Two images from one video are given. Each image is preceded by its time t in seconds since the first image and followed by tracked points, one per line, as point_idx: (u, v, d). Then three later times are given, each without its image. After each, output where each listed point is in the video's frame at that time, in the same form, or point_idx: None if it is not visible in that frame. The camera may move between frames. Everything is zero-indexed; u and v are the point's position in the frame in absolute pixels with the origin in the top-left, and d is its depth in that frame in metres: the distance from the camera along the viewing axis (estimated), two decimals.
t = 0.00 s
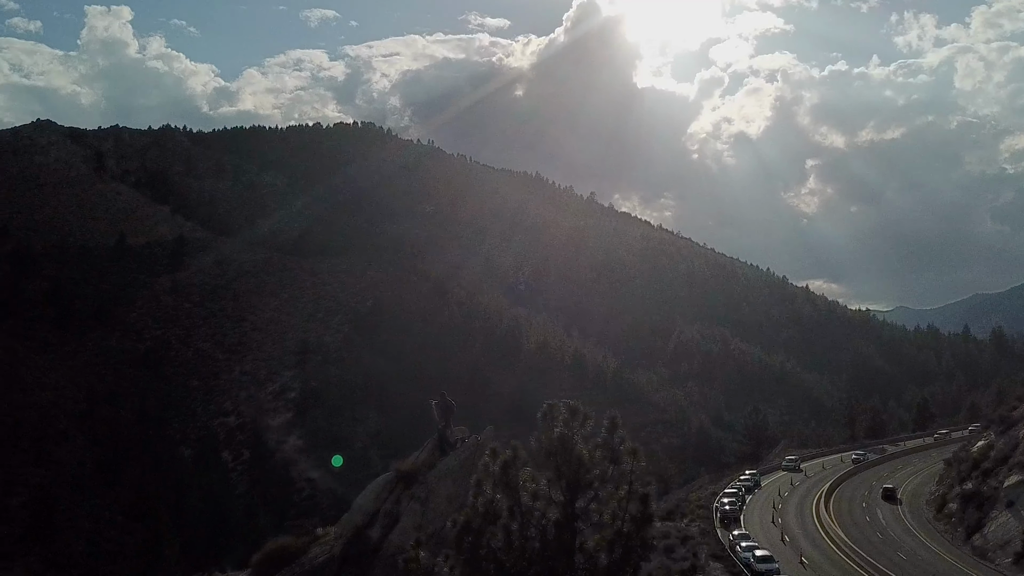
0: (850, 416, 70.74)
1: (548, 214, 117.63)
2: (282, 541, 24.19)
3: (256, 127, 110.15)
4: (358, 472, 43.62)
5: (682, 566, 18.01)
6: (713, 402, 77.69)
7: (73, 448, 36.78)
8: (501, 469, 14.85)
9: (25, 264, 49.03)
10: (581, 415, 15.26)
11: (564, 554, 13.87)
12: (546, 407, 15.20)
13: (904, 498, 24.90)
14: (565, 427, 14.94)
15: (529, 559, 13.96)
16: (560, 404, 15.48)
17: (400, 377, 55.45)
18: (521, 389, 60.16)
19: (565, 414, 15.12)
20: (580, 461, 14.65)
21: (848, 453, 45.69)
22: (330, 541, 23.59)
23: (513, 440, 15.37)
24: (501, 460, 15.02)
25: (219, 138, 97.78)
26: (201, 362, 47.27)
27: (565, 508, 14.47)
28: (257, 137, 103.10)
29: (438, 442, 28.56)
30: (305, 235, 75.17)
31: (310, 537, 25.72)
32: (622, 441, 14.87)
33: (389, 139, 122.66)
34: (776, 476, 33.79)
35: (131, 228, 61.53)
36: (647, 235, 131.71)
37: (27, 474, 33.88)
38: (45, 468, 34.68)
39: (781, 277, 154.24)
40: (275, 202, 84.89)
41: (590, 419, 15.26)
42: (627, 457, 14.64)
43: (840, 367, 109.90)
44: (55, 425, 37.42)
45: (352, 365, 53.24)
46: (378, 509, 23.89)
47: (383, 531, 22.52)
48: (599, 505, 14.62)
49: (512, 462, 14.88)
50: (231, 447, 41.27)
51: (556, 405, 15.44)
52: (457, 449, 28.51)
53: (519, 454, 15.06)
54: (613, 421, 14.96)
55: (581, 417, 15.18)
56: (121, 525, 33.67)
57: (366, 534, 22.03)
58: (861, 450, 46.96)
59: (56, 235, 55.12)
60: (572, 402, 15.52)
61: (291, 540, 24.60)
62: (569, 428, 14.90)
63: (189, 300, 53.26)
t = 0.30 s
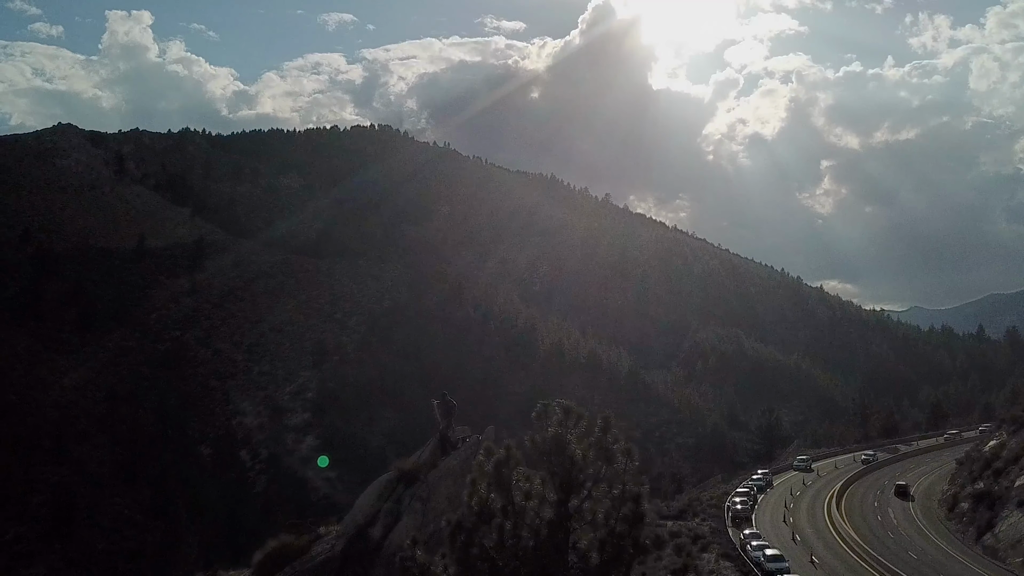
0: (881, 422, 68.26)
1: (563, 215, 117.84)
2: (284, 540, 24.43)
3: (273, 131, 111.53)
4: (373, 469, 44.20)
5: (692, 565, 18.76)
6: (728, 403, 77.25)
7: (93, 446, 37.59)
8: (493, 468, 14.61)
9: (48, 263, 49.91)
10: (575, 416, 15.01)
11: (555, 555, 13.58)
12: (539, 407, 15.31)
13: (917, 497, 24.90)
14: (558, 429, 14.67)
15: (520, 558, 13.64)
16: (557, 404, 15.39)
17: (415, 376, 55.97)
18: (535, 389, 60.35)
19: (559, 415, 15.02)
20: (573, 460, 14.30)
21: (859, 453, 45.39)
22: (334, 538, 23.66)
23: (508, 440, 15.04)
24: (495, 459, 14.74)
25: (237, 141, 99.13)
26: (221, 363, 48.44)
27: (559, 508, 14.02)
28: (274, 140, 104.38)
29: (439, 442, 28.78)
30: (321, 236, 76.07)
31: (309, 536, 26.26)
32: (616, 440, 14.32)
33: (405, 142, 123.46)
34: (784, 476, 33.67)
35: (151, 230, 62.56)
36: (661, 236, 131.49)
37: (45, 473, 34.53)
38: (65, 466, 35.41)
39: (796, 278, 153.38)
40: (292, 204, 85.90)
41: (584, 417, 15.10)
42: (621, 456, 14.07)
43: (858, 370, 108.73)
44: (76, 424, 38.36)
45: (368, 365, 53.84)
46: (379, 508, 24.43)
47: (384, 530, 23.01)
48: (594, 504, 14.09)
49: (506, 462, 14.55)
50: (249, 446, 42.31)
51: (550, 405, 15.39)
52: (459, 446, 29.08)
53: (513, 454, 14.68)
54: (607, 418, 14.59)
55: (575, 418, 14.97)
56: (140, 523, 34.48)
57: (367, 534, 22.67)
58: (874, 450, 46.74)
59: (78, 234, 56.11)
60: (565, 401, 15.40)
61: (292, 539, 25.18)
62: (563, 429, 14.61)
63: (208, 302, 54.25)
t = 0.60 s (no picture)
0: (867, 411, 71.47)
1: (579, 216, 117.98)
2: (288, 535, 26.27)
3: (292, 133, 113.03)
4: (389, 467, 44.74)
5: (702, 564, 18.93)
6: (744, 403, 76.90)
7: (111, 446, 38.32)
8: (482, 467, 14.48)
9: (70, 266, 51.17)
10: (566, 415, 14.96)
11: (544, 553, 13.79)
12: (531, 405, 14.96)
13: (930, 497, 24.87)
14: (549, 427, 14.71)
15: (511, 556, 13.86)
16: (545, 403, 15.24)
17: (432, 375, 56.54)
18: (549, 389, 60.61)
19: (549, 414, 14.90)
20: (563, 460, 14.41)
21: (872, 453, 45.21)
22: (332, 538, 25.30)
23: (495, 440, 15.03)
24: (485, 458, 14.61)
25: (256, 144, 100.68)
26: (241, 364, 49.43)
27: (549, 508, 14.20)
28: (293, 143, 105.75)
29: (441, 442, 29.37)
30: (339, 237, 77.10)
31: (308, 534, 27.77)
32: (607, 440, 14.51)
33: (422, 143, 124.38)
34: (796, 476, 33.53)
35: (172, 233, 63.80)
36: (678, 237, 131.18)
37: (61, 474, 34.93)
38: (88, 465, 37.09)
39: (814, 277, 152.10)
40: (311, 206, 87.08)
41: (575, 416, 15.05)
42: (613, 456, 14.37)
43: (878, 370, 107.46)
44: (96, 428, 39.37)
45: (387, 365, 54.31)
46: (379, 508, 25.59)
47: (383, 529, 24.29)
48: (584, 503, 14.34)
49: (495, 462, 14.53)
50: (269, 446, 42.80)
51: (540, 403, 15.23)
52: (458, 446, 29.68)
53: (502, 454, 14.72)
54: (597, 419, 14.58)
55: (565, 417, 14.93)
56: (161, 521, 35.94)
57: (367, 533, 24.18)
58: (889, 449, 46.48)
59: (101, 238, 57.44)
60: (557, 400, 15.25)
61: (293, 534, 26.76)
62: (554, 427, 14.67)
63: (229, 304, 55.40)
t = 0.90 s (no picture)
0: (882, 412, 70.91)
1: (593, 217, 118.01)
2: (291, 535, 25.92)
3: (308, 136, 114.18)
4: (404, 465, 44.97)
5: (712, 563, 19.17)
6: (759, 404, 76.65)
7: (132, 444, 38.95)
8: (476, 466, 15.19)
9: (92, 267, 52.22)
10: (559, 415, 15.79)
11: (537, 550, 14.26)
12: (525, 407, 15.74)
13: (942, 497, 24.89)
14: (543, 428, 15.50)
15: (505, 553, 14.41)
16: (537, 402, 15.98)
17: (447, 373, 57.00)
18: (562, 388, 60.81)
19: (543, 414, 15.65)
20: (554, 460, 15.16)
21: (885, 453, 45.06)
22: (336, 536, 25.25)
23: (489, 439, 15.80)
24: (478, 457, 15.33)
25: (273, 146, 101.93)
26: (259, 364, 50.27)
27: (542, 508, 14.80)
28: (309, 145, 106.90)
29: (441, 441, 29.71)
30: (353, 239, 78.02)
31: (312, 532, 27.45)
32: (597, 441, 15.51)
33: (437, 145, 125.11)
34: (807, 476, 33.42)
35: (190, 234, 64.93)
36: (692, 238, 130.79)
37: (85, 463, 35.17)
38: (109, 464, 38.47)
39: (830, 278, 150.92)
40: (326, 207, 88.12)
41: (567, 418, 15.96)
42: (604, 456, 15.32)
43: (895, 374, 106.57)
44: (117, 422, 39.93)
45: (402, 365, 54.71)
46: (379, 507, 25.55)
47: (384, 528, 24.35)
48: (577, 502, 15.10)
49: (488, 460, 15.17)
50: (286, 445, 43.47)
51: (534, 403, 15.95)
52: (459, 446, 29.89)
53: (495, 453, 15.40)
54: (589, 419, 15.63)
55: (558, 417, 15.71)
56: (181, 520, 36.97)
57: (368, 532, 24.11)
58: (902, 448, 46.31)
59: (121, 239, 58.60)
60: (550, 401, 16.08)
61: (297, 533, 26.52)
62: (547, 427, 15.46)
63: (246, 304, 56.41)
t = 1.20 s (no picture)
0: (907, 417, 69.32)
1: (611, 218, 118.15)
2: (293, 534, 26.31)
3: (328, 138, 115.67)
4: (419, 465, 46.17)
5: (724, 561, 19.41)
6: (777, 406, 76.06)
7: (155, 443, 39.84)
8: (467, 465, 15.40)
9: (116, 268, 53.55)
10: (550, 413, 16.16)
11: (525, 549, 14.47)
12: (515, 407, 16.00)
13: (956, 497, 24.96)
14: (534, 427, 15.72)
15: (495, 552, 14.74)
16: (529, 402, 16.34)
17: (465, 370, 57.59)
18: (580, 387, 60.80)
19: (533, 414, 15.95)
20: (545, 459, 15.42)
21: (900, 452, 44.94)
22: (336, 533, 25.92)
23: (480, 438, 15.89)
24: (469, 456, 15.50)
25: (293, 149, 103.48)
26: (280, 364, 51.43)
27: (532, 506, 15.03)
28: (329, 147, 108.37)
29: (444, 441, 30.53)
30: (372, 240, 79.12)
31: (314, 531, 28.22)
32: (588, 438, 15.53)
33: (454, 146, 126.04)
34: (821, 476, 33.17)
35: (212, 236, 66.22)
36: (710, 238, 130.35)
37: (109, 458, 36.23)
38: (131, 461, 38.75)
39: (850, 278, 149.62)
40: (346, 208, 89.37)
41: (557, 417, 16.18)
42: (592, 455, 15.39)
43: (917, 377, 105.15)
44: (140, 421, 41.04)
45: (418, 365, 55.47)
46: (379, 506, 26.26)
47: (384, 527, 24.98)
48: (569, 502, 15.15)
49: (478, 460, 15.34)
50: (306, 444, 44.99)
51: (526, 402, 16.31)
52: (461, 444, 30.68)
53: (486, 451, 15.49)
54: (580, 417, 15.67)
55: (549, 416, 16.05)
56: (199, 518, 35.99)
57: (368, 530, 24.79)
58: (918, 448, 46.18)
59: (146, 240, 59.98)
60: (541, 401, 16.36)
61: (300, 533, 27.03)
62: (538, 426, 15.69)
63: (267, 305, 57.65)
